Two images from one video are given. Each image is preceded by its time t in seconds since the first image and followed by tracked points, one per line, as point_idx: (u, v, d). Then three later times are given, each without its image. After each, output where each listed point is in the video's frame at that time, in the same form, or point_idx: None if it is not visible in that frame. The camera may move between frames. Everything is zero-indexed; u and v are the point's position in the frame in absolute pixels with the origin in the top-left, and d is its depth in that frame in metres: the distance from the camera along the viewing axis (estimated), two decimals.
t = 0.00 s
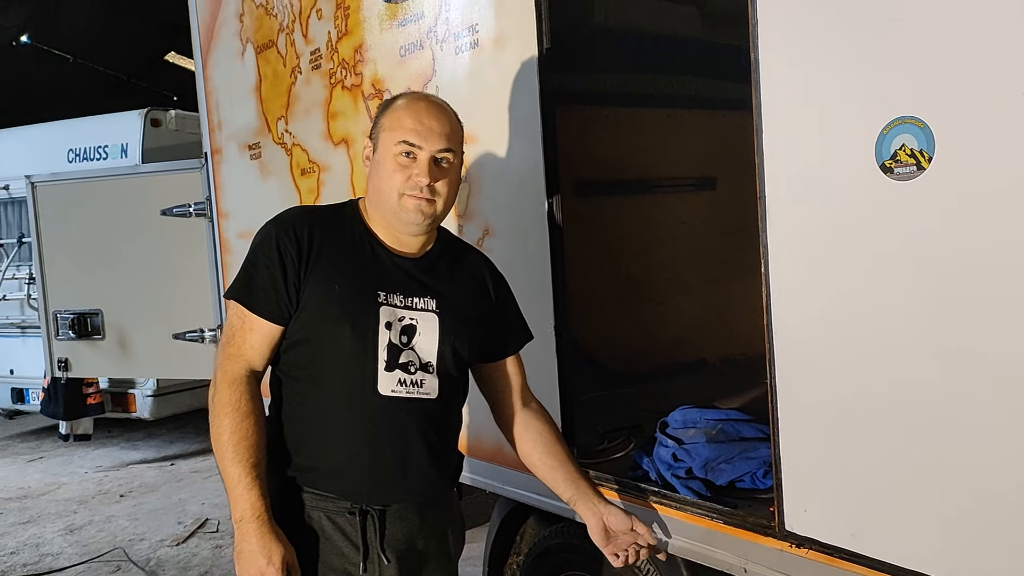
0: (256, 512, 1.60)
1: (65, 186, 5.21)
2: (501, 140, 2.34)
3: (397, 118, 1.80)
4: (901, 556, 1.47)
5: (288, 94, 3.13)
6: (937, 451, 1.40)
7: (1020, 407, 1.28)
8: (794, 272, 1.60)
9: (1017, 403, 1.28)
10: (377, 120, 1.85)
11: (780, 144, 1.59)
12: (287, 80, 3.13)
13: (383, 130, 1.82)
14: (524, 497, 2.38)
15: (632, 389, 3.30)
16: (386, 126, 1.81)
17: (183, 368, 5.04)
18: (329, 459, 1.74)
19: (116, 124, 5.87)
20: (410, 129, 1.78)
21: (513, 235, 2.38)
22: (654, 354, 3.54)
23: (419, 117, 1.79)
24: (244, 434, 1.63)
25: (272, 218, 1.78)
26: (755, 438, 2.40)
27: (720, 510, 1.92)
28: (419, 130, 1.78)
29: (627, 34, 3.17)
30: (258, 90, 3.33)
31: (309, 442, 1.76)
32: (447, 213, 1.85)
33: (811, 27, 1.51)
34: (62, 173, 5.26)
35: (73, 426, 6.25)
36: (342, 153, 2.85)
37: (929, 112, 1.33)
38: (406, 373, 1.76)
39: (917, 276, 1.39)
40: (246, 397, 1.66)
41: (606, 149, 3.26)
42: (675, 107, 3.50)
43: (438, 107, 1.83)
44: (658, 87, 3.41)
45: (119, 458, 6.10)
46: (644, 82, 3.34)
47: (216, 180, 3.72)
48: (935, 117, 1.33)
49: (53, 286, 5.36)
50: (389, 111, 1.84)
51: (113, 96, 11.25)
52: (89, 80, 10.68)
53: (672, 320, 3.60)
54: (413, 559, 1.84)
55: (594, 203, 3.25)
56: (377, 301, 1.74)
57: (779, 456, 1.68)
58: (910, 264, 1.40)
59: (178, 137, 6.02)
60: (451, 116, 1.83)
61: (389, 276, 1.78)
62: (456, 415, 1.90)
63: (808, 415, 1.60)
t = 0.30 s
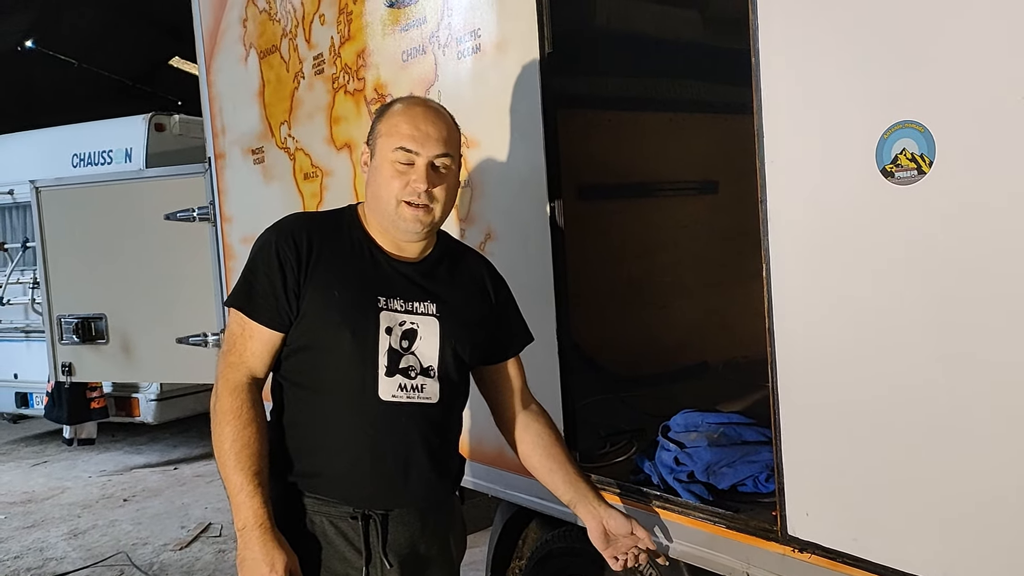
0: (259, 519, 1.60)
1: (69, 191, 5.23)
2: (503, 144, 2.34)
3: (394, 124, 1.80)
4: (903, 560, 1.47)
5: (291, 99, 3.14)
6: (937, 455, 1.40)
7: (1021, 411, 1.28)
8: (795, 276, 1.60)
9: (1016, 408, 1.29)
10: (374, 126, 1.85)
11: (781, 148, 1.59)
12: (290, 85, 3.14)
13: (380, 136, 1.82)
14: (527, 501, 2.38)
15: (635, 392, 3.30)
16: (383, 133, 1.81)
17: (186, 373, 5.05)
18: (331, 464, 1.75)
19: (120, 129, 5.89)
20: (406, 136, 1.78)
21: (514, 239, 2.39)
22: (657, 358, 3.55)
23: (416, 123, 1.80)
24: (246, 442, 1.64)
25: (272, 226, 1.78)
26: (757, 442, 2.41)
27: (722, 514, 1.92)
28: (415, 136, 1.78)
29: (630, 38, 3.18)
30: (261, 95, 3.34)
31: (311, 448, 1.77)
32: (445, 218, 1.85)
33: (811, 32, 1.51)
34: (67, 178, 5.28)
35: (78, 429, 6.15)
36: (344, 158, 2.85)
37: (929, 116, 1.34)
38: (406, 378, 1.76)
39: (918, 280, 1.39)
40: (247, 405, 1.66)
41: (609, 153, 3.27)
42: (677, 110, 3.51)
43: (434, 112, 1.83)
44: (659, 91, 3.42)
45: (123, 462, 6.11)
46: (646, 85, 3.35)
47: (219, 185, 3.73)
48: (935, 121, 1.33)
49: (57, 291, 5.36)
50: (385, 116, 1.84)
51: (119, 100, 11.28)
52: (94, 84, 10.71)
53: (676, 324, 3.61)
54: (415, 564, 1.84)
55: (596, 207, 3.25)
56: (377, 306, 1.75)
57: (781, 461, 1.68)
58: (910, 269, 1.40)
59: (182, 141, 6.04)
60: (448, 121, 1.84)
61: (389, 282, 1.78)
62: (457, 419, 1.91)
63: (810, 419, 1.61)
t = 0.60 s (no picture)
0: (257, 523, 1.60)
1: (72, 197, 5.24)
2: (504, 149, 2.35)
3: (396, 129, 1.81)
4: (905, 565, 1.47)
5: (292, 105, 3.15)
6: (938, 459, 1.40)
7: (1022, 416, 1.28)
8: (796, 281, 1.60)
9: (1014, 411, 1.29)
10: (376, 130, 1.86)
11: (782, 153, 1.59)
12: (291, 90, 3.14)
13: (382, 141, 1.82)
14: (529, 506, 2.38)
15: (637, 397, 3.30)
16: (385, 137, 1.82)
17: (188, 378, 5.06)
18: (331, 469, 1.75)
19: (123, 134, 5.90)
20: (408, 139, 1.79)
21: (516, 244, 2.39)
22: (659, 363, 3.55)
23: (418, 127, 1.80)
24: (245, 446, 1.64)
25: (271, 230, 1.79)
26: (759, 447, 2.40)
27: (725, 519, 1.92)
28: (418, 140, 1.79)
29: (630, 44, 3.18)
30: (262, 101, 3.35)
31: (311, 452, 1.77)
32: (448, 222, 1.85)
33: (812, 37, 1.51)
34: (69, 183, 5.29)
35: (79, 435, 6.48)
36: (346, 163, 2.86)
37: (930, 121, 1.34)
38: (406, 383, 1.76)
39: (918, 285, 1.39)
40: (247, 409, 1.66)
41: (610, 157, 3.27)
42: (678, 115, 3.51)
43: (437, 117, 1.83)
44: (661, 96, 3.42)
45: (125, 467, 6.11)
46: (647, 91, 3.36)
47: (221, 191, 3.74)
48: (936, 126, 1.33)
49: (59, 296, 5.35)
50: (387, 121, 1.85)
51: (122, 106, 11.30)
52: (97, 90, 10.73)
53: (679, 329, 3.61)
54: (415, 569, 1.84)
55: (597, 212, 3.25)
56: (377, 311, 1.75)
57: (783, 466, 1.68)
58: (910, 273, 1.40)
59: (184, 147, 6.05)
60: (450, 126, 1.84)
61: (389, 286, 1.78)
62: (457, 424, 1.90)
63: (811, 425, 1.60)
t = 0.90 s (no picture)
0: (255, 528, 1.60)
1: (72, 202, 5.25)
2: (504, 155, 2.35)
3: (407, 133, 1.80)
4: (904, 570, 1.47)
5: (292, 110, 3.15)
6: (937, 463, 1.40)
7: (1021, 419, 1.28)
8: (795, 286, 1.60)
9: (1014, 415, 1.29)
10: (382, 134, 1.84)
11: (781, 158, 1.59)
12: (292, 95, 3.15)
13: (391, 145, 1.81)
14: (529, 512, 2.37)
15: (637, 402, 3.30)
16: (394, 141, 1.80)
17: (188, 382, 5.05)
18: (330, 473, 1.75)
19: (123, 140, 5.91)
20: (420, 145, 1.79)
21: (515, 250, 2.39)
22: (659, 367, 3.55)
23: (429, 133, 1.80)
24: (244, 450, 1.64)
25: (270, 236, 1.79)
26: (759, 452, 2.40)
27: (724, 524, 1.92)
28: (430, 145, 1.79)
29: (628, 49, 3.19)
30: (263, 106, 3.36)
31: (310, 457, 1.77)
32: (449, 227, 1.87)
33: (811, 42, 1.52)
34: (70, 188, 5.30)
35: (79, 439, 6.23)
36: (346, 168, 2.86)
37: (928, 126, 1.34)
38: (404, 388, 1.76)
39: (917, 289, 1.39)
40: (246, 414, 1.66)
41: (610, 162, 3.28)
42: (677, 120, 3.51)
43: (444, 123, 1.84)
44: (660, 101, 3.43)
45: (125, 472, 6.11)
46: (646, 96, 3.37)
47: (221, 195, 3.75)
48: (934, 131, 1.33)
49: (60, 301, 5.36)
50: (394, 125, 1.83)
51: (123, 110, 11.31)
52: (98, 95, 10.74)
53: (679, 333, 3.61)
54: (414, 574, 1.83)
55: (598, 216, 3.26)
56: (375, 315, 1.75)
57: (782, 471, 1.68)
58: (909, 277, 1.40)
59: (185, 152, 6.06)
60: (457, 132, 1.86)
61: (387, 291, 1.79)
62: (456, 429, 1.90)
63: (810, 429, 1.60)
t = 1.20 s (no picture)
0: (255, 535, 1.60)
1: (75, 204, 5.25)
2: (505, 158, 2.35)
3: (438, 151, 1.73)
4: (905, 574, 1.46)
5: (294, 113, 3.16)
6: (937, 466, 1.39)
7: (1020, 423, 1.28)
8: (795, 290, 1.59)
9: (1014, 418, 1.29)
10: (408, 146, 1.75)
11: (781, 162, 1.59)
12: (293, 98, 3.15)
13: (421, 160, 1.73)
14: (531, 516, 2.37)
15: (638, 405, 3.29)
16: (425, 157, 1.73)
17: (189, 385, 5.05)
18: (330, 477, 1.75)
19: (124, 143, 5.92)
20: (452, 165, 1.74)
21: (516, 253, 2.39)
22: (660, 370, 3.55)
23: (458, 151, 1.75)
24: (244, 456, 1.64)
25: (268, 240, 1.79)
26: (761, 456, 2.40)
27: (725, 529, 1.92)
28: (462, 167, 1.74)
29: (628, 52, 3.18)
30: (264, 109, 3.36)
31: (310, 462, 1.77)
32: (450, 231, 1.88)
33: (811, 45, 1.52)
34: (71, 191, 5.30)
35: (79, 442, 6.29)
36: (347, 171, 2.86)
37: (928, 130, 1.34)
38: (404, 391, 1.76)
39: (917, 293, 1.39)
40: (245, 419, 1.66)
41: (611, 165, 3.28)
42: (677, 123, 3.52)
43: (467, 138, 1.80)
44: (660, 104, 3.43)
45: (126, 475, 6.11)
46: (646, 99, 3.37)
47: (223, 198, 3.75)
48: (934, 135, 1.33)
49: (61, 304, 5.37)
50: (422, 138, 1.75)
51: (124, 113, 11.32)
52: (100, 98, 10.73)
53: (680, 335, 3.61)
54: None
55: (598, 219, 3.25)
56: (375, 319, 1.75)
57: (783, 475, 1.68)
58: (910, 279, 1.40)
59: (187, 154, 6.06)
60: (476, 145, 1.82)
61: (387, 294, 1.79)
62: (457, 433, 1.90)
63: (811, 433, 1.60)
